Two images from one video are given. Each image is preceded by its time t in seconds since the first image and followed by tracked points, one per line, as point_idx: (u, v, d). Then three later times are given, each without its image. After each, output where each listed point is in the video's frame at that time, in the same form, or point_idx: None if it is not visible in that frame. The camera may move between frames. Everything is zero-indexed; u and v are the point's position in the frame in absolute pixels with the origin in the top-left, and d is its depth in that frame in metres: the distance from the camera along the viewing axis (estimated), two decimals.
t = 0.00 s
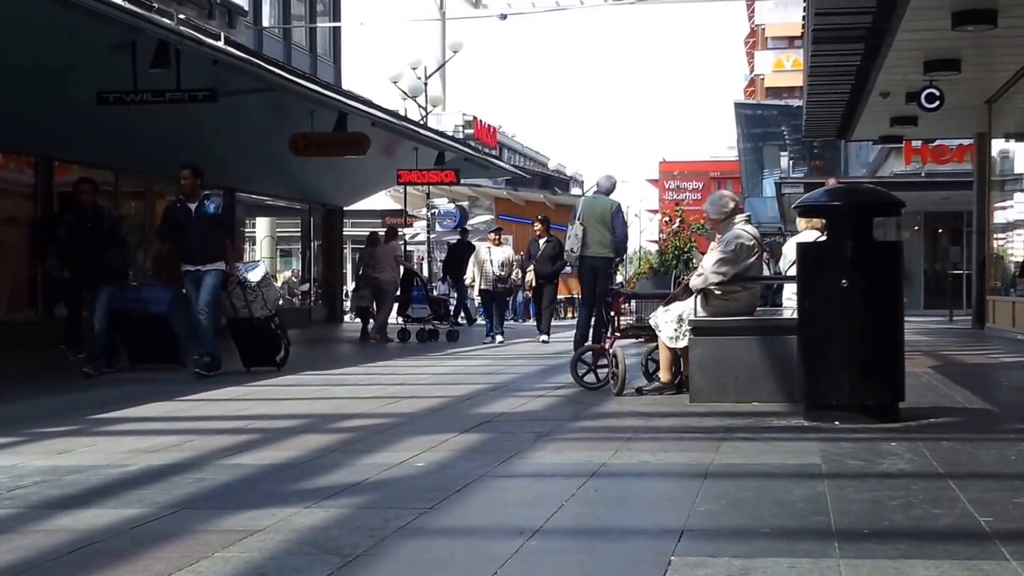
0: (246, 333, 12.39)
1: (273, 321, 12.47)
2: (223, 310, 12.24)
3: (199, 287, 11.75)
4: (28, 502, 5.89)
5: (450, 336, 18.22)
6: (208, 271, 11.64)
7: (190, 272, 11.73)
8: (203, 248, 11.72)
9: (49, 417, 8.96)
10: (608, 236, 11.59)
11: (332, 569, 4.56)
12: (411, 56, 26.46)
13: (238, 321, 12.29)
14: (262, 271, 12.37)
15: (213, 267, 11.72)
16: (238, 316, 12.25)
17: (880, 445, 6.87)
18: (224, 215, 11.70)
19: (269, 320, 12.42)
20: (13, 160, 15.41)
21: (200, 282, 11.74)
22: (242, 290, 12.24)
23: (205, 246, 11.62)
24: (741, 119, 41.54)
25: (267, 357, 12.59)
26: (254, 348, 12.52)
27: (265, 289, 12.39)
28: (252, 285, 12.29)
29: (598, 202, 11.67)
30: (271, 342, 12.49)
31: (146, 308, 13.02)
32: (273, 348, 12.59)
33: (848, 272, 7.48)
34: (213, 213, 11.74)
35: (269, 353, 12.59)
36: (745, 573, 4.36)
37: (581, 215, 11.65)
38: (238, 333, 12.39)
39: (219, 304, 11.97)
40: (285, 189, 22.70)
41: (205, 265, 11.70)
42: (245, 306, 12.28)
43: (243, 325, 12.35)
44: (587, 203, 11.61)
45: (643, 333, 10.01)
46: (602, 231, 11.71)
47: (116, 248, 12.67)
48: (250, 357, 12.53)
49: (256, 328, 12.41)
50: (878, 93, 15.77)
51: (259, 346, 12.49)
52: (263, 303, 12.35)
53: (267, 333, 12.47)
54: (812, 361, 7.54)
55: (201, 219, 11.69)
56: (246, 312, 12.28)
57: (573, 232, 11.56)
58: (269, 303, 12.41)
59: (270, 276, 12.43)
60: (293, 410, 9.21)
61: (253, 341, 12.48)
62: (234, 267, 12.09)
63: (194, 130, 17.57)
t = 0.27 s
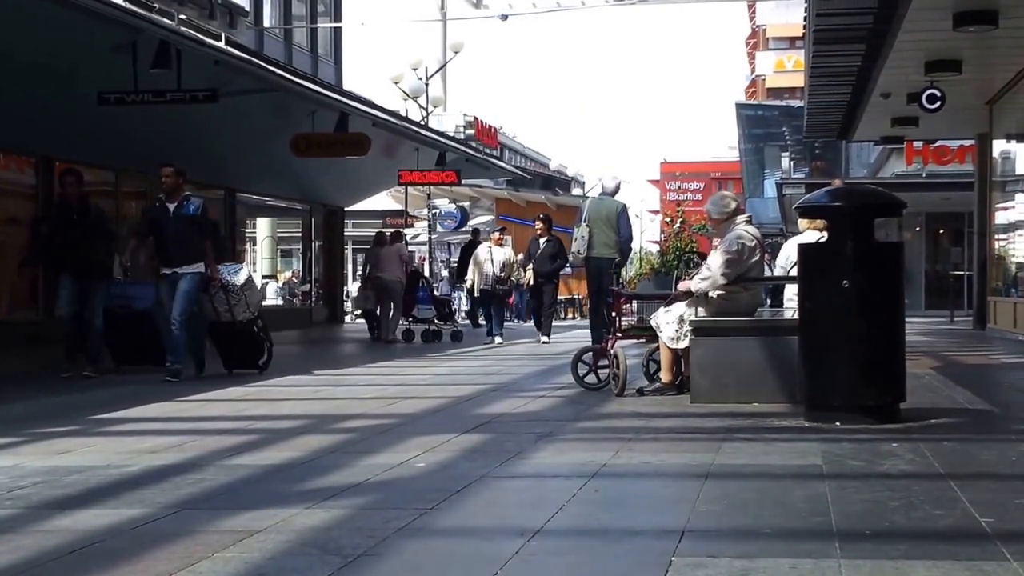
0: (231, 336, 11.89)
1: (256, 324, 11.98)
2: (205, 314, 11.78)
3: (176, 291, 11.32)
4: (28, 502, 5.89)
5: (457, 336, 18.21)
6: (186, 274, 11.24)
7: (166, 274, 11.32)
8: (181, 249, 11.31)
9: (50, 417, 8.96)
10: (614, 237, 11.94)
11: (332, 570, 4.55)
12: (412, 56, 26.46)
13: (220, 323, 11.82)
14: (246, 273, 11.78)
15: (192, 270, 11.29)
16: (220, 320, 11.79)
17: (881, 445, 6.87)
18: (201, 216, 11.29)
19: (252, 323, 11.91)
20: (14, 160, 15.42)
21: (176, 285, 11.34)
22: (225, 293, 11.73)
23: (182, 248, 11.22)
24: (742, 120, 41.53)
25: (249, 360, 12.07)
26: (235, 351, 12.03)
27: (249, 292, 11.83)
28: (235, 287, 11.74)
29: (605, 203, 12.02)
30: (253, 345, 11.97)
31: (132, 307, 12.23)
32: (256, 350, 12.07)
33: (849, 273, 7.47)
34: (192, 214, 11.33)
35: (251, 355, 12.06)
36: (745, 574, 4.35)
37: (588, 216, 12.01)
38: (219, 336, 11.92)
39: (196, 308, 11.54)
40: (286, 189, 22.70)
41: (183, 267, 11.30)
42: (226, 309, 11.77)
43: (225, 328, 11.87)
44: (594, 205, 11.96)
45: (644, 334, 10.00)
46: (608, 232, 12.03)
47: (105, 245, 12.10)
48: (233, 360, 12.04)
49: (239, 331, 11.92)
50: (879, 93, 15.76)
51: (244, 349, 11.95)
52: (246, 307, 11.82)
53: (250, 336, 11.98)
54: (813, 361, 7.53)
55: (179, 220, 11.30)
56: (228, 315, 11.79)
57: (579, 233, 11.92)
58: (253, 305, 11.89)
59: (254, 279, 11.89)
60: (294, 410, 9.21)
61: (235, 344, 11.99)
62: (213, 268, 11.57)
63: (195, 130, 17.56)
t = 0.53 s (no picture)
0: (212, 338, 11.54)
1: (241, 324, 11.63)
2: (187, 313, 11.52)
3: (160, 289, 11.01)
4: (29, 502, 5.89)
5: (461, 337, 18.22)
6: (171, 272, 10.95)
7: (149, 271, 10.93)
8: (163, 247, 10.95)
9: (51, 418, 8.97)
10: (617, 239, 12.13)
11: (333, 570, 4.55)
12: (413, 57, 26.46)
13: (202, 324, 11.49)
14: (229, 270, 11.55)
15: (176, 268, 11.01)
16: (203, 319, 11.48)
17: (882, 446, 6.86)
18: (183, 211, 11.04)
19: (235, 323, 11.54)
20: (14, 161, 15.40)
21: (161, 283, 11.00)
22: (207, 291, 11.49)
23: (165, 244, 10.88)
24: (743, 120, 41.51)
25: (233, 364, 11.57)
26: (218, 354, 11.57)
27: (233, 289, 11.59)
28: (218, 284, 11.53)
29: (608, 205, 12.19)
30: (236, 347, 11.51)
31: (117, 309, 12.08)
32: (239, 353, 11.59)
33: (850, 273, 7.47)
34: (173, 209, 11.01)
35: (235, 358, 11.58)
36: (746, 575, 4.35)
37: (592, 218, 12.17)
38: (202, 337, 11.53)
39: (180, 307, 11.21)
40: (287, 190, 22.70)
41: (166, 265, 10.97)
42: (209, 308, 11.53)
43: (208, 328, 11.51)
44: (597, 208, 12.12)
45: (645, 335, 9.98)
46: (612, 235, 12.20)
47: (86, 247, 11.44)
48: (216, 364, 11.62)
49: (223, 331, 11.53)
50: (880, 94, 15.76)
51: (227, 353, 11.57)
52: (230, 305, 11.55)
53: (234, 337, 11.53)
54: (813, 361, 7.53)
55: (159, 215, 10.96)
56: (211, 314, 11.51)
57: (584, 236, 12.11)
58: (236, 304, 11.60)
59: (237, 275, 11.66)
60: (295, 410, 9.21)
61: (218, 347, 11.57)
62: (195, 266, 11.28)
63: (196, 130, 17.55)
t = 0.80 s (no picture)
0: (188, 341, 11.12)
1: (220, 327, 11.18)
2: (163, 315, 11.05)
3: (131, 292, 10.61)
4: (31, 503, 5.89)
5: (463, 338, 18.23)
6: (141, 276, 10.56)
7: (119, 275, 10.56)
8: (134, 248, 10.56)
9: (54, 418, 8.97)
10: (620, 239, 12.12)
11: (335, 571, 4.54)
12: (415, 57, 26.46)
13: (176, 327, 11.06)
14: (205, 273, 11.06)
15: (147, 271, 10.61)
16: (179, 322, 11.03)
17: (883, 447, 6.86)
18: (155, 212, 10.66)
19: (214, 327, 11.10)
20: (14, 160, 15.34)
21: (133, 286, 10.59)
22: (183, 293, 11.00)
23: (133, 247, 10.51)
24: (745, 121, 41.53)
25: (213, 368, 11.26)
26: (198, 357, 11.21)
27: (211, 292, 11.09)
28: (195, 287, 11.04)
29: (612, 206, 12.17)
30: (216, 352, 11.15)
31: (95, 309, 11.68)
32: (219, 357, 11.24)
33: (851, 273, 7.47)
34: (144, 211, 10.65)
35: (215, 362, 11.24)
36: None
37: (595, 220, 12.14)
38: (179, 340, 11.13)
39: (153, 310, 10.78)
40: (288, 190, 22.71)
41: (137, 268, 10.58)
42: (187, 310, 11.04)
43: (185, 331, 11.10)
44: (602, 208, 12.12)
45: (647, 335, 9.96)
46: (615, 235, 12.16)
47: (63, 245, 11.04)
48: (191, 366, 11.23)
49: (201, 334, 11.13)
50: (881, 95, 15.77)
51: (203, 356, 11.16)
52: (207, 307, 11.05)
53: (213, 342, 11.16)
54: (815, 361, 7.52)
55: (130, 217, 10.59)
56: (187, 316, 11.04)
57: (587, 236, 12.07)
58: (215, 306, 11.10)
59: (216, 278, 11.14)
60: (297, 411, 9.22)
61: (197, 349, 11.19)
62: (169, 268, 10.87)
63: (197, 131, 17.54)
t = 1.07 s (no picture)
0: (166, 344, 10.81)
1: (197, 329, 10.91)
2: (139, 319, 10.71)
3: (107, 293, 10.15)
4: (33, 504, 5.88)
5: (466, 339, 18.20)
6: (118, 276, 10.10)
7: (97, 273, 10.13)
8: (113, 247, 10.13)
9: (55, 419, 8.96)
10: (628, 239, 12.20)
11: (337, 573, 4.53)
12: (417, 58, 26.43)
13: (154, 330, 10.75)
14: (184, 274, 10.72)
15: (125, 270, 10.15)
16: (155, 325, 10.71)
17: (886, 448, 6.84)
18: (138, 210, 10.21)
19: (192, 330, 10.83)
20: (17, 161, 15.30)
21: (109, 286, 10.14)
22: (161, 295, 10.66)
23: (113, 245, 10.08)
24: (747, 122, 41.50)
25: (189, 372, 11.01)
26: (173, 362, 10.94)
27: (189, 295, 10.78)
28: (173, 290, 10.70)
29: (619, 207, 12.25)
30: (194, 355, 10.89)
31: (74, 314, 11.58)
32: (197, 361, 10.99)
33: (854, 275, 7.44)
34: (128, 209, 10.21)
35: (192, 366, 10.99)
36: None
37: (602, 220, 12.25)
38: (155, 344, 10.83)
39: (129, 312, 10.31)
40: (289, 191, 22.69)
41: (116, 267, 10.13)
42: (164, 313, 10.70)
43: (162, 335, 10.80)
44: (609, 208, 12.23)
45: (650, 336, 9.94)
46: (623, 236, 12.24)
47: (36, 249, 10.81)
48: (169, 369, 10.94)
49: (178, 337, 10.84)
50: (884, 96, 15.75)
51: (182, 358, 10.89)
52: (186, 310, 10.74)
53: (191, 345, 10.89)
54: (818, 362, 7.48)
55: (111, 214, 10.18)
56: (164, 319, 10.70)
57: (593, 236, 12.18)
58: (193, 308, 10.81)
59: (194, 279, 10.85)
60: (299, 411, 9.20)
61: (173, 353, 10.90)
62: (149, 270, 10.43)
63: (198, 131, 17.51)
